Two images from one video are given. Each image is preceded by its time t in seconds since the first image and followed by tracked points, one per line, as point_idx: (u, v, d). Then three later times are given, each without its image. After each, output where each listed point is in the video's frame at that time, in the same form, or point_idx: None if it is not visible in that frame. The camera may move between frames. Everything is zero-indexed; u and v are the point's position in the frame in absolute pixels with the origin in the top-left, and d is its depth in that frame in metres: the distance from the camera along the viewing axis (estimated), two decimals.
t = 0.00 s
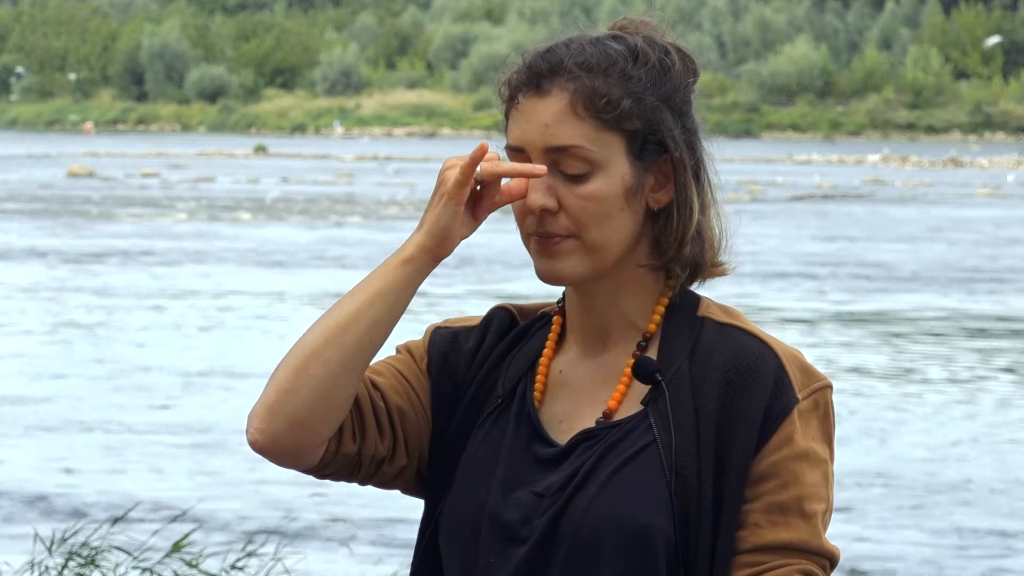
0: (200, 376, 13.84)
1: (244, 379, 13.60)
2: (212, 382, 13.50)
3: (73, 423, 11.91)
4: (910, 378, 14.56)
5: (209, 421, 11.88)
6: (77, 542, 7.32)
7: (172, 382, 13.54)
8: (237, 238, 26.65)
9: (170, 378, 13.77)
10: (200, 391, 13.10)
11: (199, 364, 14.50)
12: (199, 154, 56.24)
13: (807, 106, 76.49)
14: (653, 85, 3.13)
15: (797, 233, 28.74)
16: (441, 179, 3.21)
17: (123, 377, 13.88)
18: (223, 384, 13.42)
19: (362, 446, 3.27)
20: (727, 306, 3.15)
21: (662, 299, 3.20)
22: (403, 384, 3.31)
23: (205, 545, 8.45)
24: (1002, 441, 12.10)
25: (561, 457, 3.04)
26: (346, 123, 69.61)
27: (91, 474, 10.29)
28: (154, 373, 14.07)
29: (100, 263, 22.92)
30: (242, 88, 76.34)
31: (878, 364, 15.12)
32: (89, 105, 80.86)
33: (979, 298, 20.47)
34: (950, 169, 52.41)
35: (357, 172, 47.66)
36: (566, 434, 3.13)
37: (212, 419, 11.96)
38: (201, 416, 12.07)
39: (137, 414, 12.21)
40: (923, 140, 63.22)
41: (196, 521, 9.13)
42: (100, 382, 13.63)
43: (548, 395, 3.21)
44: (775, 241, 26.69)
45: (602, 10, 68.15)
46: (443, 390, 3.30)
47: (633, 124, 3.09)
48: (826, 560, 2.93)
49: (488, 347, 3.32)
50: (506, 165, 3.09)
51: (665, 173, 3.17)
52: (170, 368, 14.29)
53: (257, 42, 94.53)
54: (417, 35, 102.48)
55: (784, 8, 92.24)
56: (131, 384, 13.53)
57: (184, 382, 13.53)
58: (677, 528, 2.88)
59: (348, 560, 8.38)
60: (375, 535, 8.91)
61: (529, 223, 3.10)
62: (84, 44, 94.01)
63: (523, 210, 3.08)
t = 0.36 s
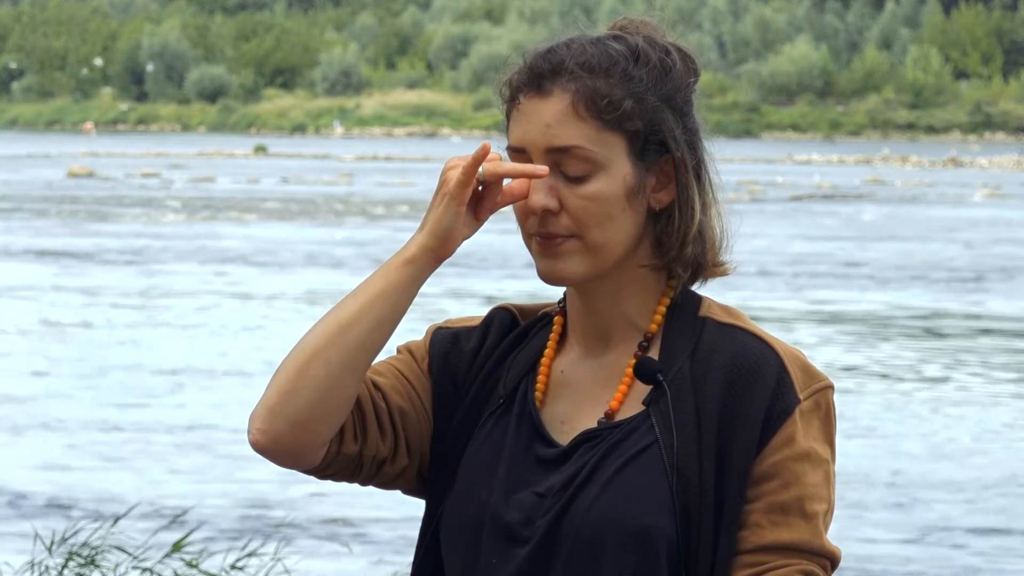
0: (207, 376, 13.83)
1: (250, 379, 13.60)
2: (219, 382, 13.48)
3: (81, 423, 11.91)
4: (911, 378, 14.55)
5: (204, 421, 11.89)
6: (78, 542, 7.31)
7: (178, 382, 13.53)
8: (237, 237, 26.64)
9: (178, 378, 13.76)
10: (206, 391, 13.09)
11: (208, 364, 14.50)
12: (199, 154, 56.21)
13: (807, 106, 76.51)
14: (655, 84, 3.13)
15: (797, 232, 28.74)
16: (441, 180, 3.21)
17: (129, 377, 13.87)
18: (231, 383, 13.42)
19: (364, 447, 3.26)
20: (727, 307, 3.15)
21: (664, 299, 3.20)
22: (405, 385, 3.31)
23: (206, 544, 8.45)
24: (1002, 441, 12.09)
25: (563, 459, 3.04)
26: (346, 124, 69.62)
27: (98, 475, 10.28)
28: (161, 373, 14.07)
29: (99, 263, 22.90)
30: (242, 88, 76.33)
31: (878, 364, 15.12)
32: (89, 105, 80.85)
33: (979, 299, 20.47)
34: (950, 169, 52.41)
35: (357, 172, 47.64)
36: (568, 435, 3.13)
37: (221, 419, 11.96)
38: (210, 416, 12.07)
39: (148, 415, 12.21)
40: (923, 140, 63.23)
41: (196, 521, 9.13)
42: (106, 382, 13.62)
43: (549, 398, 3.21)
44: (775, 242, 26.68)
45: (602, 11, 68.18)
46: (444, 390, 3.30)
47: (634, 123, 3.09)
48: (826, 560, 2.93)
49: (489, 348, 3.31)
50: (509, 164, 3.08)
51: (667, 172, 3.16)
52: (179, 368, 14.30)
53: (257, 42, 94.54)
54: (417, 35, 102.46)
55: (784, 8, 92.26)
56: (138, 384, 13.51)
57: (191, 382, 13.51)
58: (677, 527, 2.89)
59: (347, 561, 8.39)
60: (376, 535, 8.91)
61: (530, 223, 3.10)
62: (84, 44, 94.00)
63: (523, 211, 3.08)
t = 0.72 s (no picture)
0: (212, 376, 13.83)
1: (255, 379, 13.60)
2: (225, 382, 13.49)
3: (86, 423, 11.90)
4: (909, 379, 14.55)
5: (203, 421, 11.88)
6: (78, 542, 7.31)
7: (184, 382, 13.53)
8: (236, 237, 26.63)
9: (182, 378, 13.75)
10: (212, 391, 13.10)
11: (213, 364, 14.50)
12: (199, 154, 56.24)
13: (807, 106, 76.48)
14: (655, 86, 3.13)
15: (796, 233, 28.74)
16: (444, 180, 3.21)
17: (134, 377, 13.87)
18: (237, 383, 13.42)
19: (365, 446, 3.26)
20: (729, 306, 3.15)
21: (666, 299, 3.19)
22: (406, 385, 3.32)
23: (206, 545, 8.45)
24: (1003, 441, 12.07)
25: (564, 460, 3.04)
26: (346, 124, 69.70)
27: (103, 475, 10.28)
28: (164, 372, 14.06)
29: (99, 263, 22.88)
30: (242, 88, 76.38)
31: (877, 364, 15.10)
32: (88, 105, 80.89)
33: (979, 299, 20.45)
34: (950, 169, 52.42)
35: (357, 172, 47.68)
36: (569, 435, 3.13)
37: (227, 419, 11.96)
38: (215, 416, 12.06)
39: (154, 414, 12.21)
40: (924, 141, 63.22)
41: (198, 520, 9.14)
42: (111, 382, 13.61)
43: (550, 398, 3.21)
44: (775, 242, 26.67)
45: (602, 11, 68.19)
46: (445, 390, 3.29)
47: (635, 123, 3.09)
48: (828, 561, 2.92)
49: (491, 349, 3.31)
50: (509, 164, 3.09)
51: (667, 173, 3.17)
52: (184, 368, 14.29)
53: (257, 42, 94.59)
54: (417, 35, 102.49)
55: (785, 8, 92.30)
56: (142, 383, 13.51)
57: (196, 382, 13.50)
58: (678, 526, 2.89)
59: (349, 561, 8.39)
60: (377, 535, 8.92)
61: (531, 224, 3.10)
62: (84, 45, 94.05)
63: (524, 212, 3.08)
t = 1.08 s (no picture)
0: (211, 376, 13.82)
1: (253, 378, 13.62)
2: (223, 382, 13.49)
3: (84, 422, 11.93)
4: (912, 379, 14.53)
5: (197, 421, 11.90)
6: (78, 543, 7.30)
7: (181, 382, 13.52)
8: (236, 237, 26.61)
9: (181, 378, 13.75)
10: (207, 391, 13.09)
11: (211, 364, 14.49)
12: (199, 154, 56.24)
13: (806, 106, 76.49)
14: (656, 85, 3.13)
15: (797, 232, 28.72)
16: (443, 181, 3.21)
17: (132, 376, 13.86)
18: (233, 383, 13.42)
19: (365, 447, 3.26)
20: (729, 307, 3.15)
21: (666, 299, 3.19)
22: (407, 386, 3.31)
23: (206, 544, 8.45)
24: (1003, 442, 12.05)
25: (565, 460, 3.04)
26: (345, 124, 69.76)
27: (101, 475, 10.28)
28: (163, 373, 14.04)
29: (99, 263, 22.87)
30: (242, 88, 76.40)
31: (877, 364, 15.09)
32: (88, 105, 80.89)
33: (980, 299, 20.43)
34: (950, 169, 52.41)
35: (356, 172, 47.68)
36: (569, 435, 3.13)
37: (225, 418, 11.96)
38: (212, 416, 12.05)
39: (153, 413, 12.22)
40: (923, 141, 63.23)
41: (199, 521, 9.13)
42: (110, 382, 13.62)
43: (551, 398, 3.21)
44: (776, 242, 26.67)
45: (602, 10, 68.18)
46: (446, 390, 3.29)
47: (635, 125, 3.09)
48: (828, 562, 2.92)
49: (491, 349, 3.31)
50: (510, 165, 3.08)
51: (668, 174, 3.17)
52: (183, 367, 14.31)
53: (257, 42, 94.63)
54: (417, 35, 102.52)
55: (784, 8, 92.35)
56: (141, 383, 13.51)
57: (195, 382, 13.50)
58: (679, 526, 2.89)
59: (348, 561, 8.39)
60: (379, 535, 8.92)
61: (530, 225, 3.11)
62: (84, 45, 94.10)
63: (524, 212, 3.08)
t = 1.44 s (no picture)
0: (198, 376, 13.82)
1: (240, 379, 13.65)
2: (210, 382, 13.49)
3: (74, 422, 11.93)
4: (912, 378, 14.53)
5: (197, 420, 11.92)
6: (78, 542, 7.30)
7: (173, 382, 13.54)
8: (235, 237, 26.59)
9: (169, 378, 13.75)
10: (195, 391, 13.10)
11: (199, 364, 14.50)
12: (199, 154, 56.27)
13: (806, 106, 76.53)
14: (656, 84, 3.13)
15: (797, 233, 28.71)
16: (444, 180, 3.21)
17: (118, 377, 13.85)
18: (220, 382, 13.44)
19: (366, 446, 3.27)
20: (730, 307, 3.15)
21: (665, 300, 3.20)
22: (407, 386, 3.32)
23: (206, 544, 8.45)
24: (1003, 441, 12.04)
25: (565, 459, 3.04)
26: (345, 123, 69.82)
27: (85, 475, 10.27)
28: (149, 373, 14.03)
29: (97, 263, 22.86)
30: (242, 88, 76.46)
31: (877, 365, 15.08)
32: (88, 105, 80.96)
33: (979, 299, 20.41)
34: (950, 169, 52.41)
35: (356, 172, 47.70)
36: (568, 435, 3.14)
37: (213, 418, 11.97)
38: (211, 415, 12.08)
39: (141, 414, 12.23)
40: (923, 140, 63.24)
41: (200, 520, 9.11)
42: (96, 382, 13.61)
43: (552, 397, 3.21)
44: (776, 242, 26.66)
45: (601, 10, 68.23)
46: (447, 391, 3.29)
47: (635, 124, 3.10)
48: (827, 560, 2.92)
49: (491, 347, 3.32)
50: (511, 166, 3.08)
51: (669, 173, 3.17)
52: (172, 368, 14.31)
53: (257, 42, 94.69)
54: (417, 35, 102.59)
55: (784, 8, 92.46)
56: (137, 382, 13.53)
57: (193, 382, 13.52)
58: (680, 525, 2.88)
59: (348, 561, 8.39)
60: (380, 535, 8.91)
61: (532, 225, 3.11)
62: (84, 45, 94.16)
63: (525, 212, 3.09)
